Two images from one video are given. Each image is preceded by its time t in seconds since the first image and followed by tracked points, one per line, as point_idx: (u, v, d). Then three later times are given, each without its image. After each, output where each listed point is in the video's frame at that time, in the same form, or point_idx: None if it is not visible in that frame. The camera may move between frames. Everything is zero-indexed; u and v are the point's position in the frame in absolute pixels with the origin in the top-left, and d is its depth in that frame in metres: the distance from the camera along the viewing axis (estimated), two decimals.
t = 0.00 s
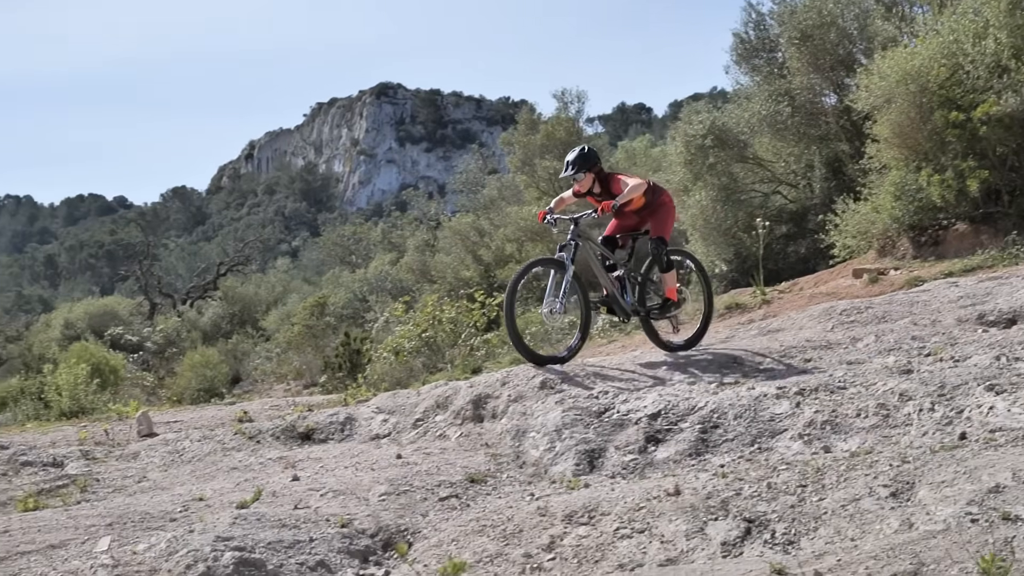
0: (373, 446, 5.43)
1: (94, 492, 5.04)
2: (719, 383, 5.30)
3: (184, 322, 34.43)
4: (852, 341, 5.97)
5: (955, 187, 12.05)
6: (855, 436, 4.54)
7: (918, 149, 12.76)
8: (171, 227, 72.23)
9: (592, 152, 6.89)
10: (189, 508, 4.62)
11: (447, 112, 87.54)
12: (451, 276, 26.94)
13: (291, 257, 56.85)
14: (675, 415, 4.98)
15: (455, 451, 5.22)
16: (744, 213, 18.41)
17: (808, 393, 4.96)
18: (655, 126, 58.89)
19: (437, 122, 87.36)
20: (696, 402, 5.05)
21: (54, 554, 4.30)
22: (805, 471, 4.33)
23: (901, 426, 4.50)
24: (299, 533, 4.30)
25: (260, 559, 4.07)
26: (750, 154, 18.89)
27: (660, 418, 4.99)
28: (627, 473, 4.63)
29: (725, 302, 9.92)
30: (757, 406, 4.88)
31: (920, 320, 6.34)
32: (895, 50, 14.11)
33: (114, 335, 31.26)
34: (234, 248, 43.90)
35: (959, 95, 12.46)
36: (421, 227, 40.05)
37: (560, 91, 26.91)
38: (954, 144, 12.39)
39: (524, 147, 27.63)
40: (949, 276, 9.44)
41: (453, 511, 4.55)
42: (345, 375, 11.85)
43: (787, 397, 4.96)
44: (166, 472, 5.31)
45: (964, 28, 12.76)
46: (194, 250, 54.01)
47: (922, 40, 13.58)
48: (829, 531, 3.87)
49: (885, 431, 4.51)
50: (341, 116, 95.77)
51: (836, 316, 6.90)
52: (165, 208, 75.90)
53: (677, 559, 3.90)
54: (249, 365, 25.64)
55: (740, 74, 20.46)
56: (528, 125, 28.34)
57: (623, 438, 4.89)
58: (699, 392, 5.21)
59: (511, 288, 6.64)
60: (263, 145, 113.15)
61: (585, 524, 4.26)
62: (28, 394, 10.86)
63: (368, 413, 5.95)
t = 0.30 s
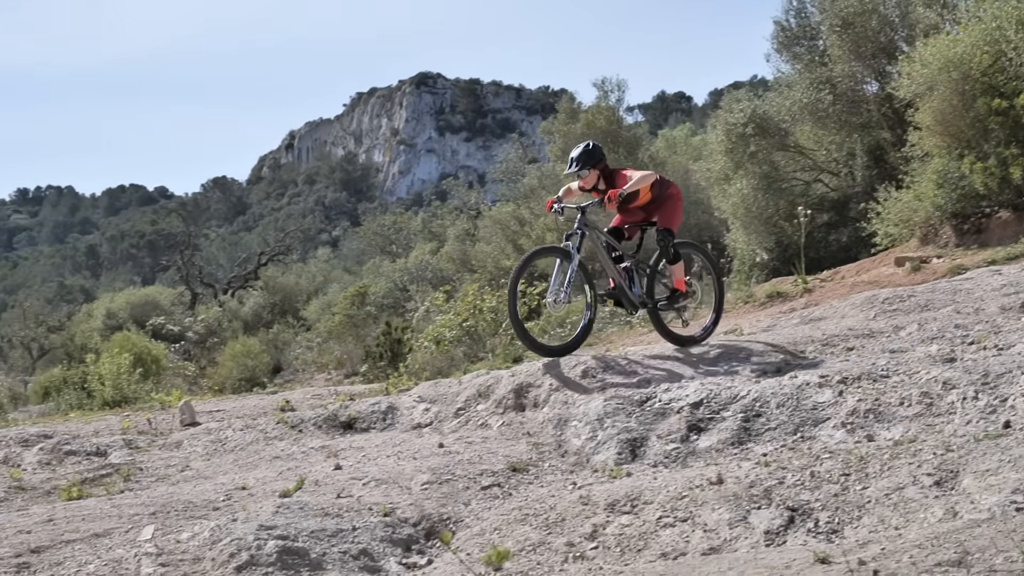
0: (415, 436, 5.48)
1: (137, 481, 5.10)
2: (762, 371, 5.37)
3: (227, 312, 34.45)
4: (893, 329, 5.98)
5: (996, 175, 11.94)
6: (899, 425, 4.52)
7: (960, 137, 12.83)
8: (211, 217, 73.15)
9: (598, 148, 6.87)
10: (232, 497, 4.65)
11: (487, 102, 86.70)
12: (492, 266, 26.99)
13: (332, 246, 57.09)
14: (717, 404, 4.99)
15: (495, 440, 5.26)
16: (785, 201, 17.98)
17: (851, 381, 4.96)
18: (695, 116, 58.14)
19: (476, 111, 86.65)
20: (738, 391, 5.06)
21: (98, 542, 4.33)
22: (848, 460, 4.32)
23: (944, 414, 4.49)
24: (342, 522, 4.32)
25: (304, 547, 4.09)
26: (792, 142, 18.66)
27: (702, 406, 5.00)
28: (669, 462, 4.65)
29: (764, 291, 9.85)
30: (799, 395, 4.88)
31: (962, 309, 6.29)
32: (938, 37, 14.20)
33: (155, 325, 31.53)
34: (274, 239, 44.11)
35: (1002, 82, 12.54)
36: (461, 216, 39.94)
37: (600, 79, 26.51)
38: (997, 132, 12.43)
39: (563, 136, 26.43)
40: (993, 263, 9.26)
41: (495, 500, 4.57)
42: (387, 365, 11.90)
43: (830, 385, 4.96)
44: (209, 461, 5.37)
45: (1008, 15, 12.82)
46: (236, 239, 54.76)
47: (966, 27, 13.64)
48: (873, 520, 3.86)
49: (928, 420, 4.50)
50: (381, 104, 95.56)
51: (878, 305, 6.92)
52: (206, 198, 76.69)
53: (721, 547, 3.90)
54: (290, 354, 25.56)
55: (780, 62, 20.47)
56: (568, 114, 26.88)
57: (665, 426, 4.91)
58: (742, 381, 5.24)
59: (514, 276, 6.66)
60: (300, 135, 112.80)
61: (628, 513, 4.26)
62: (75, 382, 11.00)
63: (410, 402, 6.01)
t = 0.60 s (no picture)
0: (455, 425, 5.57)
1: (179, 470, 5.20)
2: (804, 359, 5.43)
3: (267, 301, 34.83)
4: (935, 318, 5.96)
5: None
6: (940, 414, 4.50)
7: (1002, 125, 12.83)
8: (252, 208, 74.22)
9: (599, 144, 6.75)
10: (273, 486, 4.71)
11: (527, 91, 86.45)
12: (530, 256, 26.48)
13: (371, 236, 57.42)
14: (758, 393, 5.00)
15: (536, 430, 5.31)
16: (826, 189, 18.16)
17: (893, 369, 4.96)
18: (734, 105, 57.51)
19: (515, 101, 86.18)
20: (778, 380, 5.07)
21: (141, 531, 4.36)
22: (890, 448, 4.31)
23: (987, 403, 4.46)
24: (383, 510, 4.34)
25: (345, 536, 4.10)
26: (832, 130, 18.79)
27: (743, 396, 5.01)
28: (711, 450, 4.67)
29: (803, 280, 9.55)
30: (841, 383, 4.89)
31: (1005, 297, 6.22)
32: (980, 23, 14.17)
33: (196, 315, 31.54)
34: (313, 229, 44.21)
35: None
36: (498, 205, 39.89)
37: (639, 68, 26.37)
38: None
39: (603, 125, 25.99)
40: None
41: (537, 488, 4.60)
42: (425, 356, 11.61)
43: (872, 373, 4.96)
44: (250, 450, 5.47)
45: None
46: (276, 229, 55.56)
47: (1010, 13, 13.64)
48: (916, 509, 3.84)
49: (971, 409, 4.47)
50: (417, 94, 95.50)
51: (920, 293, 6.86)
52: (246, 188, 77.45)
53: (763, 536, 3.90)
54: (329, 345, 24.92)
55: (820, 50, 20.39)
56: (608, 103, 26.53)
57: (706, 414, 4.95)
58: (784, 369, 5.29)
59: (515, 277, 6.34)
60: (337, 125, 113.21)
61: (669, 501, 4.26)
62: (117, 372, 11.11)
63: (451, 391, 6.12)
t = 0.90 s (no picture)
0: (496, 412, 5.63)
1: (220, 457, 5.25)
2: (846, 346, 5.47)
3: (307, 289, 34.98)
4: (978, 305, 5.95)
5: None
6: (984, 401, 4.47)
7: None
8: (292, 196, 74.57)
9: (601, 136, 6.56)
10: (315, 473, 4.74)
11: (565, 78, 85.50)
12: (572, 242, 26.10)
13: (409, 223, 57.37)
14: (800, 379, 5.04)
15: (576, 417, 5.35)
16: (867, 175, 18.07)
17: (935, 356, 4.95)
18: (775, 91, 56.53)
19: (554, 88, 85.54)
20: (822, 366, 5.12)
21: (184, 517, 4.38)
22: (933, 435, 4.28)
23: None
24: (425, 497, 4.34)
25: (387, 523, 4.11)
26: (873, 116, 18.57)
27: (785, 382, 5.06)
28: (752, 437, 4.69)
29: (844, 267, 9.28)
30: (883, 370, 4.89)
31: None
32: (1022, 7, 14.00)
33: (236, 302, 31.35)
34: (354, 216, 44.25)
35: None
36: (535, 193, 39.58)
37: (679, 55, 26.04)
38: None
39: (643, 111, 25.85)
40: None
41: (578, 475, 4.60)
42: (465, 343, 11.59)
43: (914, 359, 4.95)
44: (292, 437, 5.54)
45: None
46: (316, 218, 55.64)
47: None
48: (959, 496, 3.82)
49: (1015, 395, 4.43)
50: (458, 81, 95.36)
51: (963, 279, 6.80)
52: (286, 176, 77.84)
53: (805, 523, 3.89)
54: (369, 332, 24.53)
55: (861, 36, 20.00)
56: (647, 90, 26.23)
57: (748, 401, 4.98)
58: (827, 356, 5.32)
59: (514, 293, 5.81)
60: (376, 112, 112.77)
61: (711, 488, 4.25)
62: (157, 360, 10.98)
63: (492, 378, 6.17)
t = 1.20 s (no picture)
0: (538, 400, 5.69)
1: (263, 446, 5.30)
2: (888, 334, 5.46)
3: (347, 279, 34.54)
4: None
5: None
6: None
7: None
8: (331, 184, 74.82)
9: (604, 131, 6.43)
10: (358, 461, 4.78)
11: (603, 67, 84.68)
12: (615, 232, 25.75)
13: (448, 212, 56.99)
14: (843, 366, 5.09)
15: (618, 406, 5.39)
16: (909, 163, 16.67)
17: (981, 344, 4.93)
18: (823, 78, 54.84)
19: (593, 77, 84.79)
20: (866, 354, 5.14)
21: (229, 506, 4.39)
22: (978, 423, 4.25)
23: None
24: (469, 486, 4.35)
25: (431, 511, 4.11)
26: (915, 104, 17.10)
27: (830, 369, 5.12)
28: (796, 426, 4.73)
29: (889, 255, 9.17)
30: (928, 358, 4.88)
31: None
32: None
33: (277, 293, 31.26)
34: (391, 206, 44.19)
35: None
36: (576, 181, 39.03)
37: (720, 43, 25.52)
38: None
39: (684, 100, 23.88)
40: None
41: (620, 464, 4.60)
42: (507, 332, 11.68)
43: (958, 347, 4.93)
44: (336, 426, 5.60)
45: None
46: (355, 207, 55.56)
47: None
48: (1005, 484, 3.79)
49: None
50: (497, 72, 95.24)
51: (1006, 267, 6.71)
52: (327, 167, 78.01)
53: (850, 512, 3.89)
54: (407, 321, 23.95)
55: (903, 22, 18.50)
56: (689, 78, 24.31)
57: (792, 389, 5.02)
58: (870, 343, 5.34)
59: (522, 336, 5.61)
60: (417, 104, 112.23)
61: (755, 477, 4.25)
62: (201, 349, 11.01)
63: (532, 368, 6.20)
